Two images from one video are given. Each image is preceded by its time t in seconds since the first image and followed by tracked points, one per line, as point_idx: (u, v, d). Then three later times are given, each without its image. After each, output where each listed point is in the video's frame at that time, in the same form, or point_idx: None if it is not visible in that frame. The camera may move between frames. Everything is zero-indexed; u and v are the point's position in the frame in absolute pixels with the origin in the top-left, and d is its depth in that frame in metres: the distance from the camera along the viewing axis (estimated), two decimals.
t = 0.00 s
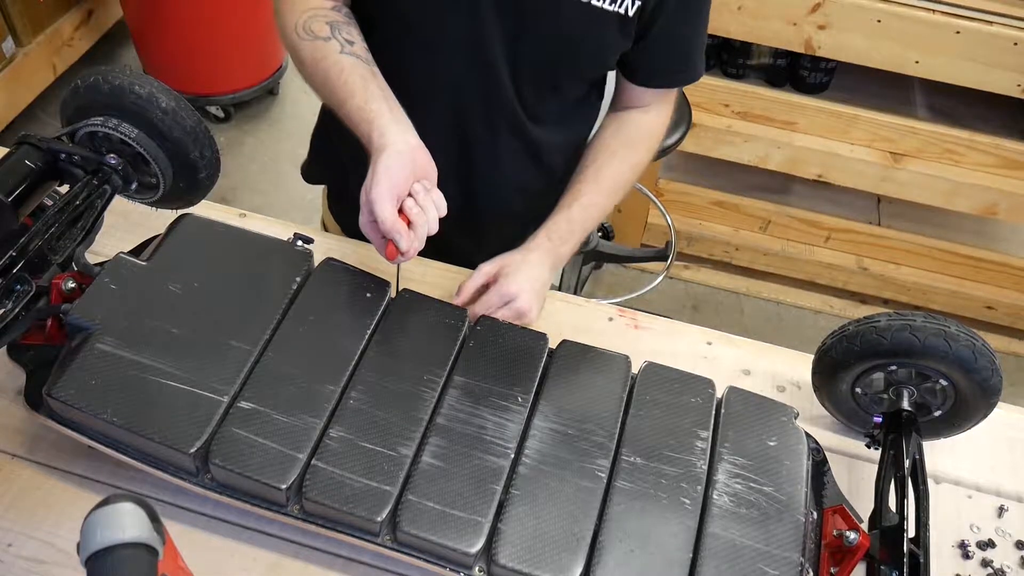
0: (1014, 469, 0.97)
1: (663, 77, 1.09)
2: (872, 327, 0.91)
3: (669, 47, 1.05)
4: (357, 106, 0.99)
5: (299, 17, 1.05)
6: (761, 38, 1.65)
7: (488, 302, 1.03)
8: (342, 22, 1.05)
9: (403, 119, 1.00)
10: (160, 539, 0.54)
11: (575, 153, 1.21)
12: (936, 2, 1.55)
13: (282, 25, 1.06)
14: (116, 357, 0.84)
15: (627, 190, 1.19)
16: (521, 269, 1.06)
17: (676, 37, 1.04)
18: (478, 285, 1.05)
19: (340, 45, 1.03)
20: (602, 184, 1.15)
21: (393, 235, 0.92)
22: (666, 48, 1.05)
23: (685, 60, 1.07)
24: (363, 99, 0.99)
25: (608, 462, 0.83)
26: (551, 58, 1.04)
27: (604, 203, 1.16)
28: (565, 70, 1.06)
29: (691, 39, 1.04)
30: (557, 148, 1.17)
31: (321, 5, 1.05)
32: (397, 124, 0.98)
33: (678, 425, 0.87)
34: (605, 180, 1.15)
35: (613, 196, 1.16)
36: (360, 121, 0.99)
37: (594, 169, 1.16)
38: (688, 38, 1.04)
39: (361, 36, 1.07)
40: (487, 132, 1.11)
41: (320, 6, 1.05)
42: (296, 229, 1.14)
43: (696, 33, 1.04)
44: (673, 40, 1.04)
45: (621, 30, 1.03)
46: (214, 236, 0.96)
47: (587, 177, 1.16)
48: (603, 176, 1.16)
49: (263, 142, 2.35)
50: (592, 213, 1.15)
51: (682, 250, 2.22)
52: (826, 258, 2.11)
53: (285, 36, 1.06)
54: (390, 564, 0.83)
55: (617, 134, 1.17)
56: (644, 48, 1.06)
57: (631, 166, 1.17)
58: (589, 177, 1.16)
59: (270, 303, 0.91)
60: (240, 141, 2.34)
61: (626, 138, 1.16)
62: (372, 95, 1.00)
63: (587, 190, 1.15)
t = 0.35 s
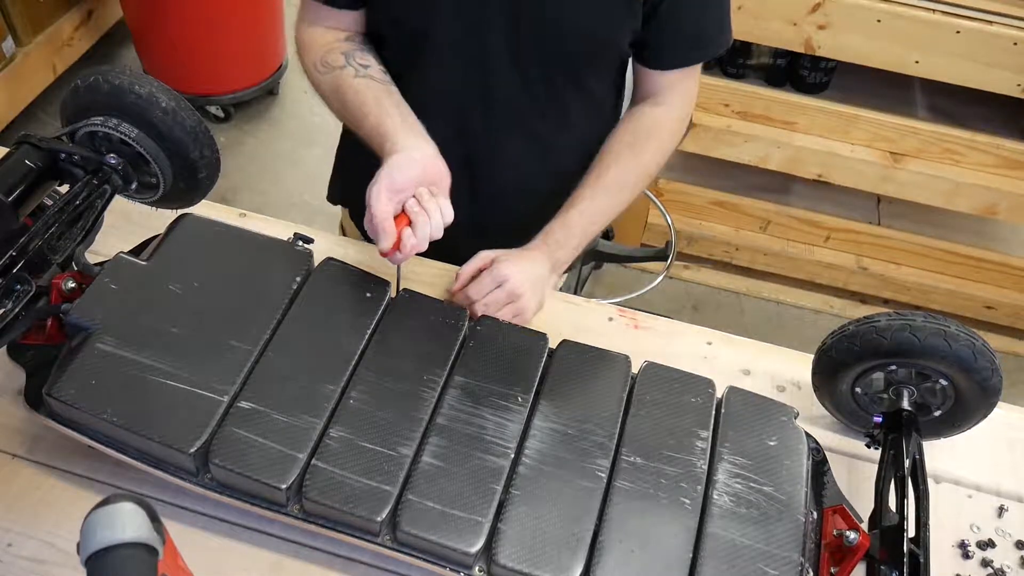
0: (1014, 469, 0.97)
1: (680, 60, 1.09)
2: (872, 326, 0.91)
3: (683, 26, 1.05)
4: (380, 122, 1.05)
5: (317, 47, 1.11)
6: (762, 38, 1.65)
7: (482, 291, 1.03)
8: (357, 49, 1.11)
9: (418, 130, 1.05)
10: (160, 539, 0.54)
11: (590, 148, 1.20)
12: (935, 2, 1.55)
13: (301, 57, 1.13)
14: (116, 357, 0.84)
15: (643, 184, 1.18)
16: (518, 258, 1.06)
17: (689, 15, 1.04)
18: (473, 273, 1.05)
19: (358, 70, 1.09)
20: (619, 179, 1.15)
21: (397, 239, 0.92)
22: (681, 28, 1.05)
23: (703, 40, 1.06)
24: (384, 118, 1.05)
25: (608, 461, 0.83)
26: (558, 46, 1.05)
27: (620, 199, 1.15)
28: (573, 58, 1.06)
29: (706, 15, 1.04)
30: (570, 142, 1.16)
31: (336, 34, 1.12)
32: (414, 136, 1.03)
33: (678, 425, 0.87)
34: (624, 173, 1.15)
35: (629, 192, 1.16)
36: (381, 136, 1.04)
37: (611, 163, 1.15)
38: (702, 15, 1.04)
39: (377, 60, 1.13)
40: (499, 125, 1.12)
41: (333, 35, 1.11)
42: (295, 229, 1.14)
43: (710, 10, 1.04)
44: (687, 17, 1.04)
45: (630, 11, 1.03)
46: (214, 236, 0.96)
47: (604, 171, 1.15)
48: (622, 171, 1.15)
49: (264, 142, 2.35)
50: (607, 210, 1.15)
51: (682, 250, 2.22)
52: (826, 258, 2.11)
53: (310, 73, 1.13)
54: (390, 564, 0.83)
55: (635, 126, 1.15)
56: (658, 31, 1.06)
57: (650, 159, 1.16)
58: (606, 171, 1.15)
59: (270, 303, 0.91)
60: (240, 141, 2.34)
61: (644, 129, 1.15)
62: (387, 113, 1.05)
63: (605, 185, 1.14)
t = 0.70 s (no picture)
0: (1014, 469, 0.97)
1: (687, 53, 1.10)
2: (872, 326, 0.91)
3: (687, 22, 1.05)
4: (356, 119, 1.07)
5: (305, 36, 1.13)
6: (762, 38, 1.65)
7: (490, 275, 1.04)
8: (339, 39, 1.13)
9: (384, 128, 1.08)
10: (160, 539, 0.54)
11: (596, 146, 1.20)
12: (935, 2, 1.55)
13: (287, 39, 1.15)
14: (116, 357, 0.84)
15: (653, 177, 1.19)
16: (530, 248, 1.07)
17: (693, 13, 1.04)
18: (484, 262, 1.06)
19: (337, 64, 1.11)
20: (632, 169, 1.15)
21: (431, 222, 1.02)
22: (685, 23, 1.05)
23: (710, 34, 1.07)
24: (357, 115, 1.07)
25: (608, 462, 0.83)
26: (557, 47, 1.05)
27: (631, 190, 1.16)
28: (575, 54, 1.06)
29: (711, 10, 1.05)
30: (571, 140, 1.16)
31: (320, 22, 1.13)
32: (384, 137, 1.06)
33: (678, 425, 0.87)
34: (637, 164, 1.15)
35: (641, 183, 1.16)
36: (356, 134, 1.06)
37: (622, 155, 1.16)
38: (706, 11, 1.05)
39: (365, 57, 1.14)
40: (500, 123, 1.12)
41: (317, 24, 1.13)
42: (295, 229, 1.14)
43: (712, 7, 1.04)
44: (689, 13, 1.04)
45: (632, 8, 1.04)
46: (214, 236, 0.96)
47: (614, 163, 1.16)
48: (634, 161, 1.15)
49: (264, 142, 2.35)
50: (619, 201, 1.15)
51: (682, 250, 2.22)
52: (826, 258, 2.11)
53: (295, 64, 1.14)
54: (390, 565, 0.83)
55: (645, 120, 1.17)
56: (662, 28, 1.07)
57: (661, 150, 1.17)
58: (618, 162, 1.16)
59: (270, 303, 0.91)
60: (240, 141, 2.34)
61: (653, 122, 1.16)
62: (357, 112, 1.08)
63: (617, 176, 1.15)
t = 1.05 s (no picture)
0: (1014, 470, 0.97)
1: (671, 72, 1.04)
2: (872, 326, 0.91)
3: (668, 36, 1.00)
4: (337, 112, 1.03)
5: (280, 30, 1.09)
6: (762, 38, 1.65)
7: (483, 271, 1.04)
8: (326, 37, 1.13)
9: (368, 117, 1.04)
10: (160, 539, 0.54)
11: (588, 151, 1.17)
12: (935, 2, 1.55)
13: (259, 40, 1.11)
14: (116, 357, 0.84)
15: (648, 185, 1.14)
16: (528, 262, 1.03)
17: (669, 27, 0.99)
18: (474, 271, 1.04)
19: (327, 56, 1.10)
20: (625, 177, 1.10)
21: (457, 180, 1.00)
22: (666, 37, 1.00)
23: (693, 49, 1.01)
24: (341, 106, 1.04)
25: (609, 462, 0.83)
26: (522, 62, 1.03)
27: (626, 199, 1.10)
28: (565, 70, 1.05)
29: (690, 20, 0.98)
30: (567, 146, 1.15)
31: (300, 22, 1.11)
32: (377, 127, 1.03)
33: (678, 425, 0.87)
34: (629, 172, 1.10)
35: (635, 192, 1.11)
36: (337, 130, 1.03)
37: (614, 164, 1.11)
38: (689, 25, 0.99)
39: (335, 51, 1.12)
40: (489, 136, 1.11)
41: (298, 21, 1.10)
42: (295, 229, 1.14)
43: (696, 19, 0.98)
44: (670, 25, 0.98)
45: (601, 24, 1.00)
46: (214, 236, 0.96)
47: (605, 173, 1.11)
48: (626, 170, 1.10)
49: (264, 142, 2.35)
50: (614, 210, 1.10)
51: (682, 250, 2.22)
52: (826, 258, 2.11)
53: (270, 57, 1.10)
54: (391, 565, 0.83)
55: (634, 129, 1.12)
56: (642, 40, 1.02)
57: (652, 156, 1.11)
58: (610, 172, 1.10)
59: (270, 303, 0.91)
60: (240, 141, 2.34)
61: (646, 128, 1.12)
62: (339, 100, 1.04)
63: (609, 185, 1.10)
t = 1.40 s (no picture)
0: (1014, 470, 0.97)
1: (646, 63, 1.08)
2: (872, 326, 0.92)
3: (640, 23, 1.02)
4: (332, 198, 1.14)
5: (259, 107, 1.16)
6: (762, 38, 1.65)
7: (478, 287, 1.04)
8: (303, 111, 1.21)
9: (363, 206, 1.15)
10: (160, 539, 0.54)
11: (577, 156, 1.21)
12: (935, 2, 1.55)
13: (232, 112, 1.17)
14: (116, 357, 0.84)
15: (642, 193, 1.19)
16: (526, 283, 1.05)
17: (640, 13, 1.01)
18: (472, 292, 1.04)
19: (313, 137, 1.19)
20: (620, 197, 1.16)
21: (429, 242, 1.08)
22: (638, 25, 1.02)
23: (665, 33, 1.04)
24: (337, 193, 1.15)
25: (609, 462, 0.83)
26: (501, 69, 1.04)
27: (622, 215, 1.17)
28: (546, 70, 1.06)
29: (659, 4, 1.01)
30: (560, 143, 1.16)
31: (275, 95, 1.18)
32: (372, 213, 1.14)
33: (678, 425, 0.87)
34: (620, 193, 1.16)
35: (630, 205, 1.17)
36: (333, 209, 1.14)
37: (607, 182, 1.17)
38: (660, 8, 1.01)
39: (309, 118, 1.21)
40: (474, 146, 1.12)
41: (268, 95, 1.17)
42: (295, 229, 1.14)
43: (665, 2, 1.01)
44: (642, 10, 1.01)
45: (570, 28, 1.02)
46: (214, 236, 0.96)
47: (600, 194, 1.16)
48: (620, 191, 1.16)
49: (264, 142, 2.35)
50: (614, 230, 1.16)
51: (682, 250, 2.22)
52: (826, 258, 2.11)
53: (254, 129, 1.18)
54: (391, 565, 0.83)
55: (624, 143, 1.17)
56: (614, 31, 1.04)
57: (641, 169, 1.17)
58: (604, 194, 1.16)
59: (270, 303, 0.91)
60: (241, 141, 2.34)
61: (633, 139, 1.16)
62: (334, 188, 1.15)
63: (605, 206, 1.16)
